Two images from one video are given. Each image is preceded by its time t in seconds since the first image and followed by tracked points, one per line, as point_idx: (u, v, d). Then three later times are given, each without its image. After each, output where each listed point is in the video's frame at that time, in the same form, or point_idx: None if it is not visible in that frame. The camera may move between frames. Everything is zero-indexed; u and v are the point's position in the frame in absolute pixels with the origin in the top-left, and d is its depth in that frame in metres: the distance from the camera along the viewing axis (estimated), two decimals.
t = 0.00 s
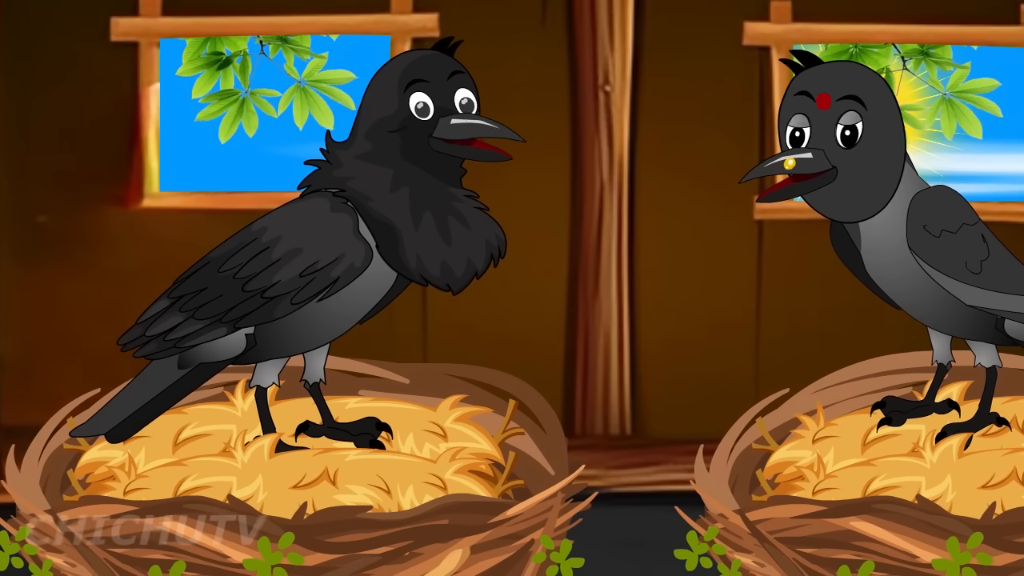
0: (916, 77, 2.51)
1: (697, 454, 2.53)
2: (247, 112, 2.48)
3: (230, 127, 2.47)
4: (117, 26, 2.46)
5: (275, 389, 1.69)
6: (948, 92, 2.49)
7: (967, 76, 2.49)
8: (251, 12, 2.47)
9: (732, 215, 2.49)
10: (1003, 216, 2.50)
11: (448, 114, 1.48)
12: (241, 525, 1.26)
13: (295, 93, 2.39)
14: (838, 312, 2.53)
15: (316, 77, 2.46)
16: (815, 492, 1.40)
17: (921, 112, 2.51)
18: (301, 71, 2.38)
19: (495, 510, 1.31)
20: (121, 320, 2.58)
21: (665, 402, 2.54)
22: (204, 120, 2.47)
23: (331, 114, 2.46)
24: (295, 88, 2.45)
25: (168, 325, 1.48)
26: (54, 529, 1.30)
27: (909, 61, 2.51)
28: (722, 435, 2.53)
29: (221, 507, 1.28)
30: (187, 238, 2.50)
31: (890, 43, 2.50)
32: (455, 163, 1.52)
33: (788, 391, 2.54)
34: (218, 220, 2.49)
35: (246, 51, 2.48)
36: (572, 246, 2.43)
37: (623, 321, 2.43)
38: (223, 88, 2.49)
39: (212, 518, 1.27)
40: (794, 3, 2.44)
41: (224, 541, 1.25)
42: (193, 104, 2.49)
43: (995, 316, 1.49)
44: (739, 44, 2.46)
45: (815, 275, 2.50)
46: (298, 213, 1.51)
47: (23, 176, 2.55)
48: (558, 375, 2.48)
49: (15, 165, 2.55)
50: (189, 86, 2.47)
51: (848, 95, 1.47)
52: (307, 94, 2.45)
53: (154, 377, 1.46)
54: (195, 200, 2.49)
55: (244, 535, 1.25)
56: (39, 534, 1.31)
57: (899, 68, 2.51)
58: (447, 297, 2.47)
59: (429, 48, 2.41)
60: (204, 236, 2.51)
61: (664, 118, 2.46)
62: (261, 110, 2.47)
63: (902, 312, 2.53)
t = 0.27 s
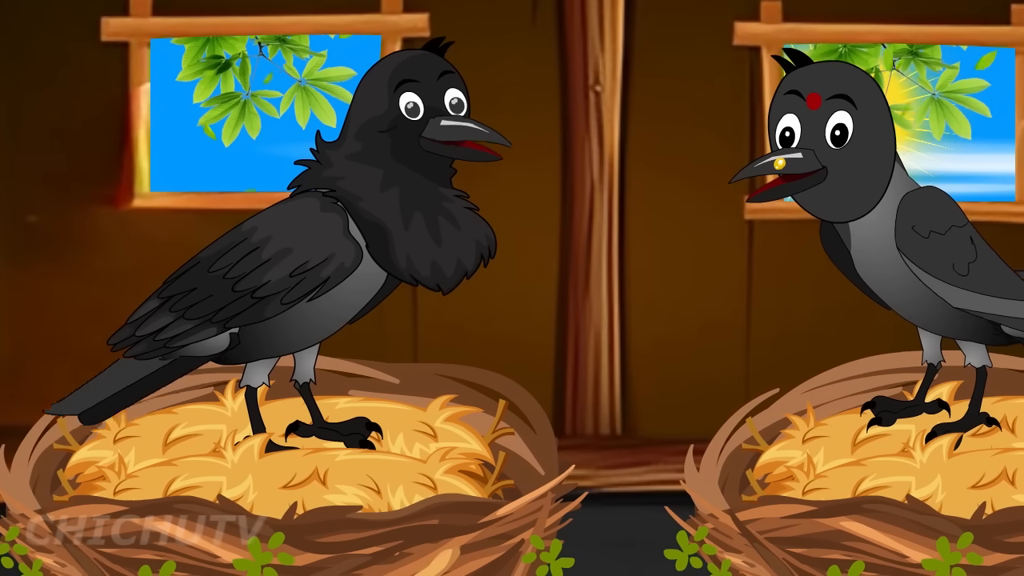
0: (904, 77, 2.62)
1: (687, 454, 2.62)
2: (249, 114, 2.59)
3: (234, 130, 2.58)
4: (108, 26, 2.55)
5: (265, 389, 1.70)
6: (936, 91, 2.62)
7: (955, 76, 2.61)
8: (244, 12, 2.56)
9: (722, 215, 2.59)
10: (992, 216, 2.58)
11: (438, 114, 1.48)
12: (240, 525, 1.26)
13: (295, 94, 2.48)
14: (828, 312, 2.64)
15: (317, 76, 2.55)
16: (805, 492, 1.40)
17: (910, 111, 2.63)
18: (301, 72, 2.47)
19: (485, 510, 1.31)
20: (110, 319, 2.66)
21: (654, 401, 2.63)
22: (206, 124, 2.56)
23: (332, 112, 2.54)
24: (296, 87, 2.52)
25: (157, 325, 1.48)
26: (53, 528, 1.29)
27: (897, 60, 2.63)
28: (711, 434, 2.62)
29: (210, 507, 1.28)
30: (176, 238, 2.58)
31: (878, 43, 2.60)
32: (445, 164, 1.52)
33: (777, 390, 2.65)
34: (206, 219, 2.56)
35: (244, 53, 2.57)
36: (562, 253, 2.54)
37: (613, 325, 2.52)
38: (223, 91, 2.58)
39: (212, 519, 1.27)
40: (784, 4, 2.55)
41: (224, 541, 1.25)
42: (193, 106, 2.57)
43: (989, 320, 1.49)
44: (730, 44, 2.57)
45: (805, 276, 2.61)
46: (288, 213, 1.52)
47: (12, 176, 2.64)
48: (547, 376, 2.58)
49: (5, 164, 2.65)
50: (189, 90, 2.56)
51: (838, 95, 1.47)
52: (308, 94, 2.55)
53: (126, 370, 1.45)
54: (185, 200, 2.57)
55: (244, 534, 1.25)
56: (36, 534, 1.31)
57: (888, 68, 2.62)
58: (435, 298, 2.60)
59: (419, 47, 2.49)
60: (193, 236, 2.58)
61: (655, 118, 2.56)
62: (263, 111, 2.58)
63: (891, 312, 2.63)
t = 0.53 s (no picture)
0: (905, 78, 2.53)
1: (677, 455, 2.52)
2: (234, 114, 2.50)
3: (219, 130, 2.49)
4: (96, 26, 2.48)
5: (255, 389, 1.70)
6: (939, 89, 2.52)
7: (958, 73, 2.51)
8: (232, 12, 2.48)
9: (711, 215, 2.49)
10: (985, 216, 2.49)
11: (428, 115, 1.48)
12: (241, 525, 1.26)
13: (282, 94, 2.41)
14: (818, 312, 2.53)
15: (303, 77, 2.48)
16: (794, 492, 1.40)
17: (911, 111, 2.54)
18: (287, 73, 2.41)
19: (475, 510, 1.31)
20: (100, 319, 2.57)
21: (645, 402, 2.53)
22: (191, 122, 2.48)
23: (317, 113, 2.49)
24: (281, 89, 2.47)
25: (147, 326, 1.48)
26: (54, 528, 1.28)
27: (898, 62, 2.53)
28: (702, 434, 2.50)
29: (199, 506, 1.28)
30: (165, 238, 2.49)
31: (878, 45, 2.51)
32: (434, 164, 1.52)
33: (768, 391, 2.54)
34: (196, 220, 2.48)
35: (232, 53, 2.49)
36: (551, 249, 2.44)
37: (603, 321, 2.43)
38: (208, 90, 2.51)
39: (212, 518, 1.27)
40: (774, 3, 2.43)
41: (219, 541, 1.26)
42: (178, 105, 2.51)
43: (975, 316, 1.48)
44: (719, 44, 2.46)
45: (795, 276, 2.50)
46: (278, 213, 1.52)
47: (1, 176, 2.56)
48: (537, 375, 2.47)
49: None
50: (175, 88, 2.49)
51: (828, 95, 1.47)
52: (294, 95, 2.49)
53: (129, 376, 1.46)
54: (174, 200, 2.49)
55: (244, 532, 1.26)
56: (35, 534, 1.29)
57: (889, 70, 2.53)
58: (427, 297, 2.47)
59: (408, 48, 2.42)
60: (183, 236, 2.49)
61: (644, 118, 2.46)
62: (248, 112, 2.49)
63: (880, 312, 2.51)
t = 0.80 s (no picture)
0: (906, 77, 2.50)
1: (667, 454, 2.49)
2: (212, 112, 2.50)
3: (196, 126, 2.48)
4: (86, 26, 2.46)
5: (244, 390, 1.70)
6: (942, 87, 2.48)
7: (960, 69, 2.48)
8: (222, 12, 2.47)
9: (702, 215, 2.47)
10: (975, 216, 2.44)
11: (418, 114, 1.48)
12: (241, 524, 1.26)
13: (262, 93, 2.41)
14: (809, 312, 2.50)
15: (282, 78, 2.48)
16: (784, 492, 1.40)
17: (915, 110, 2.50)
18: (267, 72, 2.41)
19: (465, 510, 1.31)
20: (90, 320, 2.54)
21: (635, 401, 2.50)
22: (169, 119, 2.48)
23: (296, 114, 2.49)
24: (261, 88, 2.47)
25: (137, 326, 1.48)
26: (56, 527, 1.28)
27: (899, 61, 2.50)
28: (692, 434, 2.48)
29: (189, 507, 1.28)
30: (155, 238, 2.47)
31: (878, 46, 2.48)
32: (424, 164, 1.52)
33: (760, 391, 2.51)
34: (188, 220, 2.46)
35: (213, 51, 2.50)
36: (542, 247, 2.43)
37: (593, 320, 2.42)
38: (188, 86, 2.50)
39: (212, 519, 1.27)
40: (764, 3, 2.42)
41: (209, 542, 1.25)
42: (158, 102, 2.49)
43: (965, 316, 1.48)
44: (709, 44, 2.44)
45: (786, 275, 2.48)
46: (268, 214, 1.52)
47: None
48: (527, 375, 2.45)
49: None
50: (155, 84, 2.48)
51: (817, 95, 1.47)
52: (273, 95, 2.48)
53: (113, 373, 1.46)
54: (165, 200, 2.46)
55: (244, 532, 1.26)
56: (36, 534, 1.28)
57: (890, 70, 2.50)
58: (416, 297, 2.44)
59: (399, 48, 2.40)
60: (173, 236, 2.47)
61: (635, 118, 2.44)
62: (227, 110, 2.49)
63: (871, 311, 2.49)
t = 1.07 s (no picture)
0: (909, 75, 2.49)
1: (657, 454, 2.50)
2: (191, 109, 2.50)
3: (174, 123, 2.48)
4: (76, 26, 2.45)
5: (235, 389, 1.70)
6: (945, 83, 2.47)
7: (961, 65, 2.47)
8: (212, 12, 2.46)
9: (692, 215, 2.47)
10: (965, 215, 2.46)
11: (408, 114, 1.49)
12: (240, 524, 1.25)
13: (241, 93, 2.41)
14: (799, 312, 2.51)
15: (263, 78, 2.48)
16: (775, 492, 1.40)
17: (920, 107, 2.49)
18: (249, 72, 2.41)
19: (455, 510, 1.30)
20: (80, 320, 2.55)
21: (626, 401, 2.51)
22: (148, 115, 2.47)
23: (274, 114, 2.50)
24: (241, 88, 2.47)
25: (128, 325, 1.48)
26: (54, 529, 1.28)
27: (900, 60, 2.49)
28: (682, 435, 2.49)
29: (180, 506, 1.28)
30: (146, 238, 2.48)
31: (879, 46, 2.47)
32: (415, 163, 1.53)
33: (749, 391, 2.51)
34: (178, 220, 2.47)
35: (194, 48, 2.48)
36: (532, 248, 2.42)
37: (583, 320, 2.41)
38: (168, 82, 2.50)
39: (212, 519, 1.27)
40: (755, 3, 2.42)
41: (199, 541, 1.25)
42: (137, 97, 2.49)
43: (958, 315, 1.48)
44: (700, 44, 2.44)
45: (776, 275, 2.48)
46: (258, 213, 1.52)
47: None
48: (517, 376, 2.46)
49: None
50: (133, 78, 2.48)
51: (808, 95, 1.47)
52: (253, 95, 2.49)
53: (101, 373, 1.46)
54: (154, 200, 2.46)
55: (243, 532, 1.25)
56: (36, 532, 1.29)
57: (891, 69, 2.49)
58: (407, 297, 2.45)
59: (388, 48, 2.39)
60: (163, 236, 2.48)
61: (625, 118, 2.44)
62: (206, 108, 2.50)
63: (861, 311, 2.50)
